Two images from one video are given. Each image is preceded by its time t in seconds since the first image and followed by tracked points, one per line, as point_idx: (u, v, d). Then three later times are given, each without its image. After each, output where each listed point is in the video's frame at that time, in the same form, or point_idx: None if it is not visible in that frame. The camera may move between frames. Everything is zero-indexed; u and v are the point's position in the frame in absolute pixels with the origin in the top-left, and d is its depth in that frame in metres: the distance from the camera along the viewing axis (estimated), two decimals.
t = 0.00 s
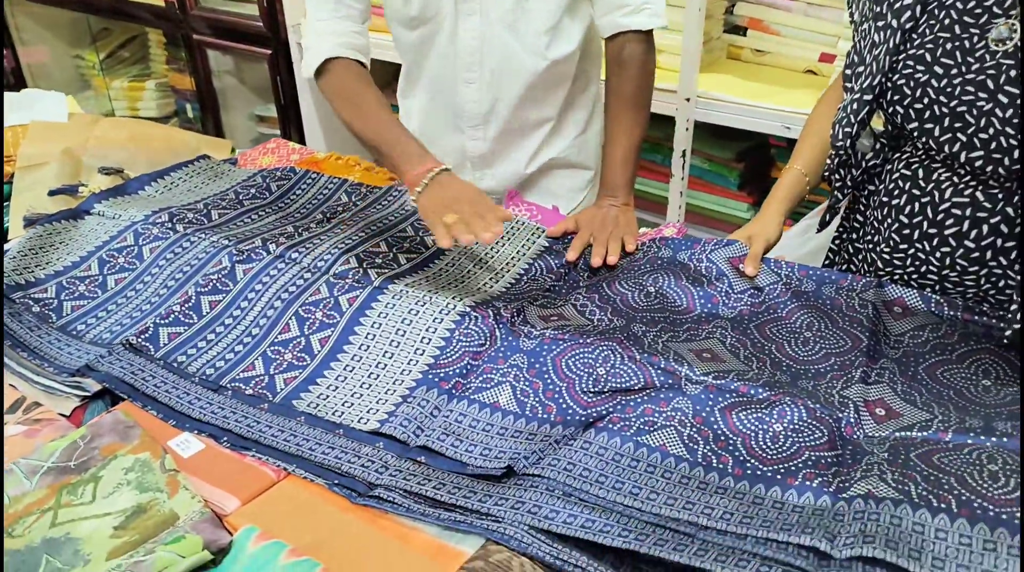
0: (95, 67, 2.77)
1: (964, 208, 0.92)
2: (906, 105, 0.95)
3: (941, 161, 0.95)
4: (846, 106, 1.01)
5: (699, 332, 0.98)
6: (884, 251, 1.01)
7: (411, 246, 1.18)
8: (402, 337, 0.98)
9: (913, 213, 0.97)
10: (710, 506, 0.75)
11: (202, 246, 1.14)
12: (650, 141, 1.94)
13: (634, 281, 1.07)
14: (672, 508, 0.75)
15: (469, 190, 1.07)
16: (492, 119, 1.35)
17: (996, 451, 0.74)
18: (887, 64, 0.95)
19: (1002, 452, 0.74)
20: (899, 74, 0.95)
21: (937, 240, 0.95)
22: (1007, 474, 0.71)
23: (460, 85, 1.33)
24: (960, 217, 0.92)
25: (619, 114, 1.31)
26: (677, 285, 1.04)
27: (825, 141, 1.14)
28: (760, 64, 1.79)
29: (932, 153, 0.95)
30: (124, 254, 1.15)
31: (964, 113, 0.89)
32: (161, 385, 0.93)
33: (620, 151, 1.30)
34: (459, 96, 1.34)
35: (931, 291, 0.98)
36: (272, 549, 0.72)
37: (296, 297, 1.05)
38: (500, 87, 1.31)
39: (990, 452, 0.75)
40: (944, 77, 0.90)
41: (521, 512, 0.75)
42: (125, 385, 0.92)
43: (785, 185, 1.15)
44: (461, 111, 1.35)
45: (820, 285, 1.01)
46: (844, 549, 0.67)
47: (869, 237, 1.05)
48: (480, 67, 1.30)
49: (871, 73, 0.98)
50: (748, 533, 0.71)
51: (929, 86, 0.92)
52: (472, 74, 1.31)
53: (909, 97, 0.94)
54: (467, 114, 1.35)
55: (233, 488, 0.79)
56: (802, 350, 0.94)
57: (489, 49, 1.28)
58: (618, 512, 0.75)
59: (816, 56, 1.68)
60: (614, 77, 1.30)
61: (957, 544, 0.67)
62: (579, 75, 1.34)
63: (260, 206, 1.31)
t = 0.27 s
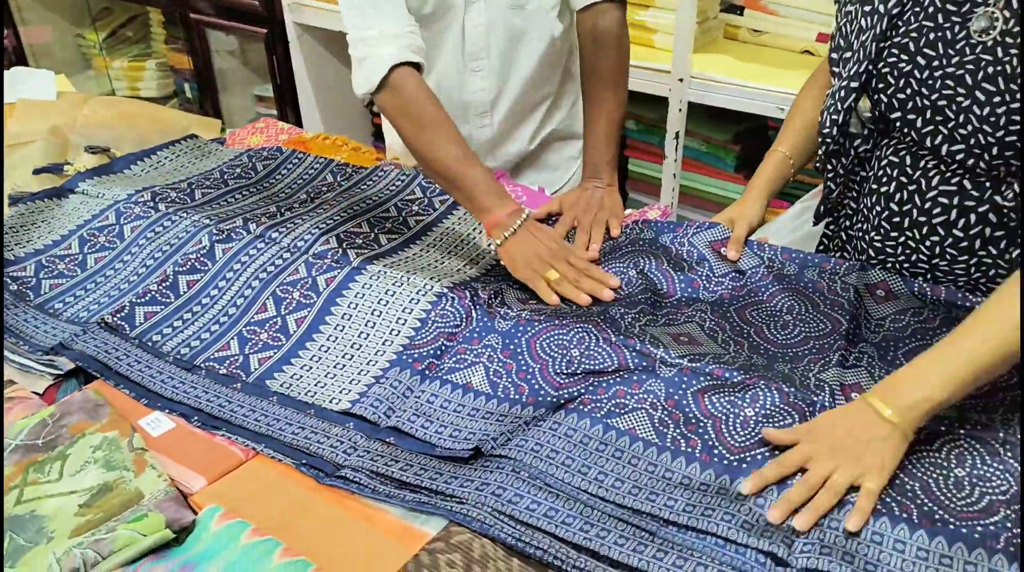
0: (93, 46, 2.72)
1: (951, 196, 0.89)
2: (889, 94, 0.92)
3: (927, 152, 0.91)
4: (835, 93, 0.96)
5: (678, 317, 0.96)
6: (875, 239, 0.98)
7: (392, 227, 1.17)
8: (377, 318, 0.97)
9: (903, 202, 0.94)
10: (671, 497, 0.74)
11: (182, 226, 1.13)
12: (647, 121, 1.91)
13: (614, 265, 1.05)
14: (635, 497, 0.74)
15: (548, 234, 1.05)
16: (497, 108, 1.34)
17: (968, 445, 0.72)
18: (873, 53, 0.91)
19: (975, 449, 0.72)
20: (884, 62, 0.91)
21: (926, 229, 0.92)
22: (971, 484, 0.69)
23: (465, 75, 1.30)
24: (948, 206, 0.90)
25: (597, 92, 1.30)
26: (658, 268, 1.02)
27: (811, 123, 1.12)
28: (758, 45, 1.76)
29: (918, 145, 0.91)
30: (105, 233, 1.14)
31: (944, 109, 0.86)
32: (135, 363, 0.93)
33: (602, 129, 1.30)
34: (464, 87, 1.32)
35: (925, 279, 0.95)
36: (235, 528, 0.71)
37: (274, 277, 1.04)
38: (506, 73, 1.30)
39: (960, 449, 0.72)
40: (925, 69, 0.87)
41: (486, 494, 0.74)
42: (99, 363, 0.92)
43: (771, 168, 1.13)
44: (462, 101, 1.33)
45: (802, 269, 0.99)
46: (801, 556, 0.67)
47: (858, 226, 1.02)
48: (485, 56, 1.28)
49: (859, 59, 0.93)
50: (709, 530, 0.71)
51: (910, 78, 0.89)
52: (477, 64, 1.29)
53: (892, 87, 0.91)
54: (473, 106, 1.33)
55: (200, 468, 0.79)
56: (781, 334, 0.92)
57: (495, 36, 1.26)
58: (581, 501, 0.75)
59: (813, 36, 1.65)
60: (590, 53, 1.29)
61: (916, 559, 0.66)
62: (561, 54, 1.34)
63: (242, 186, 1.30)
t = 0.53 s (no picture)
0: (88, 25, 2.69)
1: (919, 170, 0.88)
2: (865, 64, 0.93)
3: (899, 123, 0.92)
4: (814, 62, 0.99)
5: (660, 297, 0.95)
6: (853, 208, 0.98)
7: (373, 203, 1.15)
8: (355, 294, 0.97)
9: (873, 171, 0.95)
10: (649, 476, 0.72)
11: (162, 202, 1.12)
12: (642, 100, 1.89)
13: (596, 244, 1.04)
14: (613, 475, 0.72)
15: (532, 243, 0.98)
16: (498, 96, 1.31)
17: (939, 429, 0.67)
18: (852, 21, 0.92)
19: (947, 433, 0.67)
20: (859, 31, 0.92)
21: (892, 201, 0.92)
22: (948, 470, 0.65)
23: (467, 63, 1.28)
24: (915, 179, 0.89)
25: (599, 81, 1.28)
26: (641, 248, 1.01)
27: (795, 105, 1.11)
28: (754, 22, 1.73)
29: (889, 116, 0.92)
30: (84, 208, 1.13)
31: (910, 78, 0.87)
32: (107, 338, 0.92)
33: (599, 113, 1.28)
34: (465, 74, 1.29)
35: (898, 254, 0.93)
36: (199, 505, 0.71)
37: (251, 254, 1.03)
38: (511, 62, 1.29)
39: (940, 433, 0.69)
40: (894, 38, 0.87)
41: (456, 474, 0.73)
42: (71, 338, 0.91)
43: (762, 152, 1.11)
44: (463, 88, 1.31)
45: (787, 247, 0.97)
46: (777, 549, 0.65)
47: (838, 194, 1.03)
48: (489, 45, 1.26)
49: (840, 27, 0.94)
50: (683, 516, 0.69)
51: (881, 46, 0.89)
52: (480, 51, 1.27)
53: (866, 56, 0.92)
54: (473, 92, 1.31)
55: (169, 443, 0.78)
56: (763, 313, 0.90)
57: (501, 20, 1.25)
58: (556, 480, 0.73)
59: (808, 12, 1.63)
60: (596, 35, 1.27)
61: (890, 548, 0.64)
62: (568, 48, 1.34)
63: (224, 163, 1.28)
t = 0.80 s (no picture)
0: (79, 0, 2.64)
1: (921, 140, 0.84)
2: (863, 32, 0.90)
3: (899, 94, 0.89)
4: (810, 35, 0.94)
5: (649, 277, 0.93)
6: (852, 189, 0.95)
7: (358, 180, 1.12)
8: (336, 273, 0.94)
9: (870, 148, 0.92)
10: (630, 459, 0.70)
11: (142, 178, 1.09)
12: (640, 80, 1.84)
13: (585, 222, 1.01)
14: (592, 460, 0.70)
15: (372, 165, 0.96)
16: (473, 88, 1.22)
17: (934, 414, 0.66)
18: None
19: (943, 418, 0.66)
20: None
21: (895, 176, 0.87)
22: (940, 454, 0.65)
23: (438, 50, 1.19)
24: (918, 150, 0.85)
25: (604, 71, 1.24)
26: (630, 229, 0.99)
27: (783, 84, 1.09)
28: None
29: (889, 85, 0.90)
30: (63, 185, 1.11)
31: (914, 45, 0.85)
32: (83, 316, 0.90)
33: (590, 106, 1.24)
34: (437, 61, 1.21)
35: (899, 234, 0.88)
36: (166, 488, 0.69)
37: (231, 231, 1.01)
38: (485, 55, 1.18)
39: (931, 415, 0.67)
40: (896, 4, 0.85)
41: (432, 456, 0.71)
42: (45, 317, 0.89)
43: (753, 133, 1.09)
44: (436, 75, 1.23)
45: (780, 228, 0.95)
46: (759, 528, 0.64)
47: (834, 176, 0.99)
48: (461, 33, 1.16)
49: None
50: (663, 497, 0.67)
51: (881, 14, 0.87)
52: (451, 39, 1.17)
53: (865, 24, 0.89)
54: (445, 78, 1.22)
55: (140, 425, 0.76)
56: (754, 294, 0.88)
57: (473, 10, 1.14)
58: (535, 463, 0.71)
59: None
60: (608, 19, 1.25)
61: (876, 534, 0.63)
62: (561, 48, 1.23)
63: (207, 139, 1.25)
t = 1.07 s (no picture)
0: None
1: (940, 116, 0.76)
2: None
3: (915, 63, 0.80)
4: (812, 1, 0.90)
5: (642, 257, 0.89)
6: (857, 168, 0.87)
7: (343, 156, 1.08)
8: (316, 251, 0.90)
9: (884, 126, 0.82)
10: (616, 448, 0.67)
11: (119, 152, 1.05)
12: (639, 56, 1.78)
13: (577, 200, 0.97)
14: (577, 448, 0.67)
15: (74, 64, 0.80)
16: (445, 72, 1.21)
17: (935, 400, 0.62)
18: None
19: (944, 404, 0.61)
20: None
21: (911, 153, 0.79)
22: (942, 442, 0.61)
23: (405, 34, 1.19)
24: (936, 126, 0.77)
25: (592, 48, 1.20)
26: (624, 208, 0.95)
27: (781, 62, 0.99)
28: None
29: (904, 54, 0.80)
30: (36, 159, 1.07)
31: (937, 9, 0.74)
32: (51, 295, 0.86)
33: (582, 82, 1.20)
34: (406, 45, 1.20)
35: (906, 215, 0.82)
36: (131, 475, 0.66)
37: (209, 207, 0.97)
38: (453, 42, 1.17)
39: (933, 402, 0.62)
40: None
41: (410, 443, 0.68)
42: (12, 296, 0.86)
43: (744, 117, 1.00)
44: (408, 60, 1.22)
45: (779, 207, 0.91)
46: (751, 520, 0.61)
47: (836, 156, 0.92)
48: (427, 18, 1.16)
49: None
50: (651, 488, 0.63)
51: None
52: (417, 25, 1.17)
53: None
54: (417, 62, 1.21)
55: (106, 408, 0.73)
56: (750, 275, 0.84)
57: None
58: (516, 451, 0.68)
59: None
60: None
61: (874, 527, 0.59)
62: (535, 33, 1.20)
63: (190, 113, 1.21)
